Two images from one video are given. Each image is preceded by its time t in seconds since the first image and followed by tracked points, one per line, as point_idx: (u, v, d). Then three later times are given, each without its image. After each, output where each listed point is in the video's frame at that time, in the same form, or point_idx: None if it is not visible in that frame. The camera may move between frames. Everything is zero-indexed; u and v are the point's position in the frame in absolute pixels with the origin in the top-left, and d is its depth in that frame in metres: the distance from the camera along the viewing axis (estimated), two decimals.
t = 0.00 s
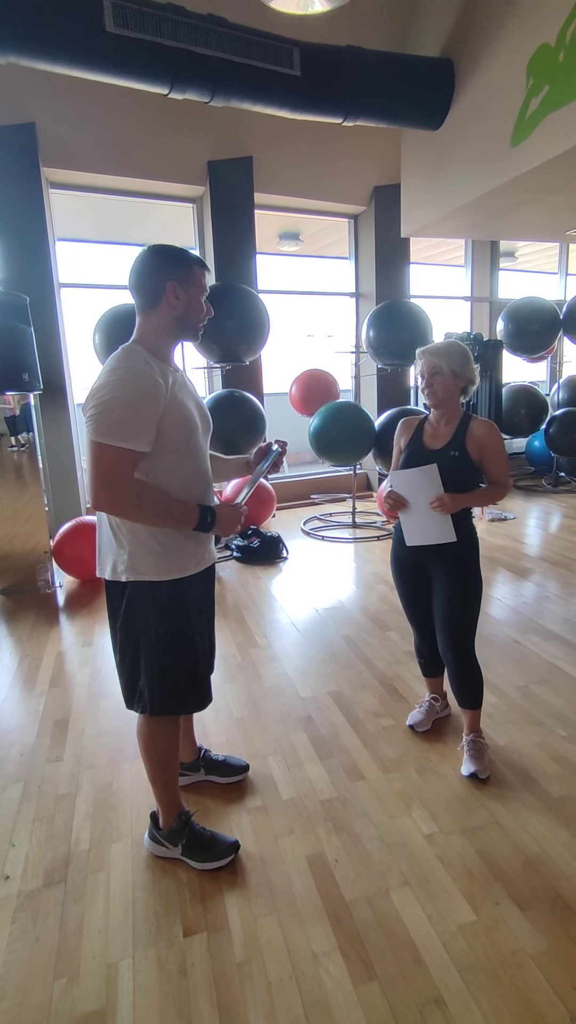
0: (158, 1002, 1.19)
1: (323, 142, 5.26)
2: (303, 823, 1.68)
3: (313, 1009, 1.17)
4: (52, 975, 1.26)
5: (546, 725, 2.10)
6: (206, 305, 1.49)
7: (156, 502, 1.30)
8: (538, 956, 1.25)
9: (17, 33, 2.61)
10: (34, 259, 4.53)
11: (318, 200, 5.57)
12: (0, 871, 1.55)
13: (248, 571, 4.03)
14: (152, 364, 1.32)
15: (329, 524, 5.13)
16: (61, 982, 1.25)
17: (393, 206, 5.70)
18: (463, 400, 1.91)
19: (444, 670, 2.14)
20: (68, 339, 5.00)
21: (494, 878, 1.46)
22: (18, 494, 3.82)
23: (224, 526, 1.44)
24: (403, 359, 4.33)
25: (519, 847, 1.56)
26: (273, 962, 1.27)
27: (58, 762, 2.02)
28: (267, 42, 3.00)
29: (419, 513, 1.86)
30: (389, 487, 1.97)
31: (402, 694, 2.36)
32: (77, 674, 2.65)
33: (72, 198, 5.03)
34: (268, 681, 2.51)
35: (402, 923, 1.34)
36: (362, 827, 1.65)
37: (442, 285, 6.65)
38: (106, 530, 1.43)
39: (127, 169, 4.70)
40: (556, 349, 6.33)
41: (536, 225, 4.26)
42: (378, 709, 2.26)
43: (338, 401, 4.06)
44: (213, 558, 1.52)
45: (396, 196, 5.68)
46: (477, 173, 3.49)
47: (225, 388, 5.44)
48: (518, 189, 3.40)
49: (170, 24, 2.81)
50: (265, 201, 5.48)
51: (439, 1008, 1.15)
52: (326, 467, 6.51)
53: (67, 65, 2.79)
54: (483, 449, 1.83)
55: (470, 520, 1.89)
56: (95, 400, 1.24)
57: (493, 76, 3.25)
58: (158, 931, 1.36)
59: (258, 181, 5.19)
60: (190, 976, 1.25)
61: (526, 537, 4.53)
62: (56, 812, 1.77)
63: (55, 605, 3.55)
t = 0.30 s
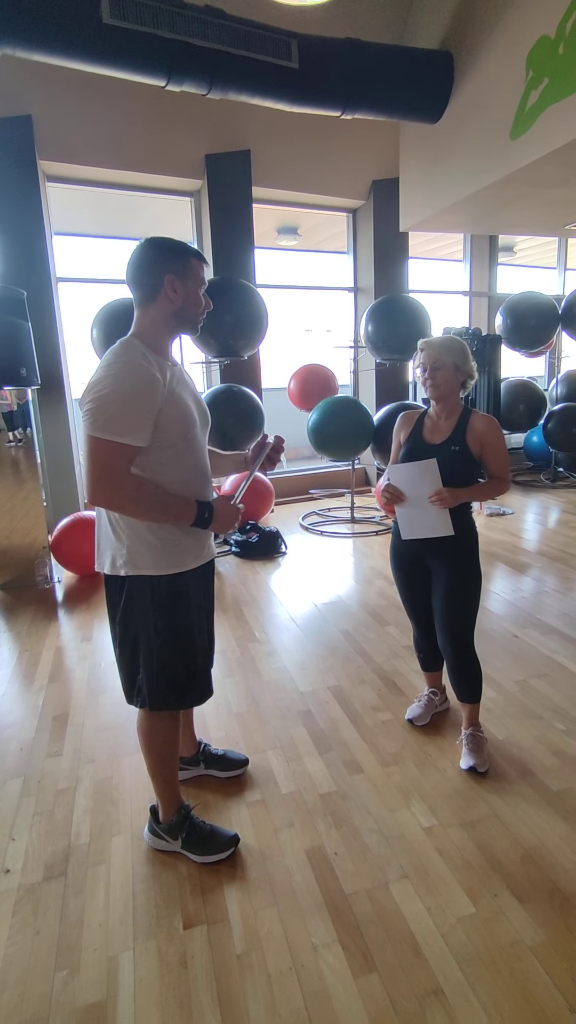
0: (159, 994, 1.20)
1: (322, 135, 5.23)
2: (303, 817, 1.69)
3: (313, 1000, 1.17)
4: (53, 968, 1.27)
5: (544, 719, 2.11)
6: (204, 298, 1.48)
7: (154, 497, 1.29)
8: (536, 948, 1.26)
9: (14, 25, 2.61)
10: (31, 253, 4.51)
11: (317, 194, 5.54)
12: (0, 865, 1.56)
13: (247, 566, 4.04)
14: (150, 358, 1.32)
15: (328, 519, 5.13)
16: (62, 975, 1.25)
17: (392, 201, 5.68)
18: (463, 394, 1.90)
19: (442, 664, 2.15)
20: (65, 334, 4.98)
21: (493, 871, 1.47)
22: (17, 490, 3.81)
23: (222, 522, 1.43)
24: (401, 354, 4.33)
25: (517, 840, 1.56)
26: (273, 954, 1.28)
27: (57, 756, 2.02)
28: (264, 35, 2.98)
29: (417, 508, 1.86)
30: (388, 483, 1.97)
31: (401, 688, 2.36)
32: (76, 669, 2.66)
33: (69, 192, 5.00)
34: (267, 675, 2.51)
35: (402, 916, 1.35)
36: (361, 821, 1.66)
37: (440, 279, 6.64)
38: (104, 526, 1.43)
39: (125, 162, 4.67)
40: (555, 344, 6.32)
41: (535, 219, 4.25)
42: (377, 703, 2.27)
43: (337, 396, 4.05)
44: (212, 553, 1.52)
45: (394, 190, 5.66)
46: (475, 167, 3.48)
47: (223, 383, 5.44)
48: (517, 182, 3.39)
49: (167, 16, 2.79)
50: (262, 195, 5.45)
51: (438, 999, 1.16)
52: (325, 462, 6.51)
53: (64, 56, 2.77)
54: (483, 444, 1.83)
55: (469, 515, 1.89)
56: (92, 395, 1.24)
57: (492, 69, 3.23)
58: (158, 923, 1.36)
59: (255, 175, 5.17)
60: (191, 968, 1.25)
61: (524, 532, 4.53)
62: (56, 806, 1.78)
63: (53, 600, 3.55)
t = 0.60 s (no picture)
0: (159, 985, 1.20)
1: (319, 127, 5.20)
2: (302, 809, 1.69)
3: (313, 991, 1.18)
4: (54, 960, 1.27)
5: (542, 711, 2.12)
6: (199, 289, 1.47)
7: (150, 491, 1.29)
8: (535, 938, 1.27)
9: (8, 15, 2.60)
10: (27, 246, 4.48)
11: (314, 186, 5.51)
12: (0, 858, 1.56)
13: (245, 560, 4.04)
14: (144, 351, 1.31)
15: (326, 513, 5.13)
16: (62, 966, 1.26)
17: (390, 193, 5.66)
18: (463, 387, 1.90)
19: (441, 657, 2.15)
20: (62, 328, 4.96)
21: (491, 862, 1.48)
22: (14, 484, 3.80)
23: (218, 517, 1.42)
24: (399, 347, 4.31)
25: (516, 831, 1.57)
26: (273, 945, 1.28)
27: (56, 750, 2.03)
28: (261, 24, 2.94)
29: (417, 501, 1.86)
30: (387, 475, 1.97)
31: (399, 681, 2.37)
32: (74, 663, 2.66)
33: (65, 184, 4.96)
34: (265, 669, 2.52)
35: (401, 907, 1.36)
36: (360, 813, 1.66)
37: (439, 272, 6.62)
38: (104, 521, 1.43)
39: (121, 154, 4.64)
40: (553, 337, 6.31)
41: (534, 211, 4.24)
42: (375, 696, 2.27)
43: (334, 390, 4.04)
44: (211, 546, 1.52)
45: (392, 182, 5.63)
46: (474, 158, 3.46)
47: (220, 377, 5.42)
48: (515, 174, 3.37)
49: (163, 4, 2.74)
50: (260, 187, 5.42)
51: (437, 989, 1.17)
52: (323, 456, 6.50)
53: (59, 46, 2.75)
54: (481, 437, 1.83)
55: (468, 508, 1.89)
56: (85, 390, 1.23)
57: (491, 60, 3.20)
58: (158, 915, 1.37)
59: (253, 167, 5.13)
60: (191, 959, 1.26)
61: (522, 525, 4.54)
62: (56, 799, 1.78)
63: (52, 594, 3.55)
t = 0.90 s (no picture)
0: (159, 977, 1.21)
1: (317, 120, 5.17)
2: (301, 802, 1.70)
3: (313, 982, 1.18)
4: (55, 952, 1.28)
5: (540, 704, 2.12)
6: (194, 282, 1.46)
7: (146, 486, 1.28)
8: (533, 928, 1.28)
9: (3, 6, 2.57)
10: (23, 240, 4.45)
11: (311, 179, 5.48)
12: (0, 852, 1.56)
13: (243, 555, 4.03)
14: (139, 346, 1.30)
15: (324, 508, 5.12)
16: (63, 959, 1.26)
17: (387, 186, 5.64)
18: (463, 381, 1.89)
19: (439, 650, 2.16)
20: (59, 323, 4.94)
21: (489, 853, 1.48)
22: (12, 480, 3.80)
23: (216, 512, 1.42)
24: (397, 341, 4.30)
25: (514, 823, 1.58)
26: (273, 937, 1.29)
27: (56, 745, 2.03)
28: (259, 15, 2.90)
29: (415, 496, 1.86)
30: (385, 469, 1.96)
31: (398, 675, 2.37)
32: (73, 658, 2.66)
33: (61, 178, 4.93)
34: (264, 663, 2.52)
35: (400, 899, 1.36)
36: (359, 806, 1.67)
37: (437, 266, 6.60)
38: (100, 516, 1.42)
39: (117, 147, 4.61)
40: (551, 332, 6.30)
41: (532, 204, 4.22)
42: (374, 689, 2.28)
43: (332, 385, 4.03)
44: (208, 539, 1.51)
45: (390, 176, 5.61)
46: (472, 150, 3.44)
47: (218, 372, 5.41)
48: (513, 167, 3.36)
49: None
50: (257, 181, 5.39)
51: (435, 979, 1.17)
52: (321, 451, 6.50)
53: (54, 38, 2.73)
54: (480, 431, 1.82)
55: (466, 502, 1.88)
56: (80, 386, 1.23)
57: (489, 51, 3.18)
58: (158, 908, 1.38)
59: (250, 160, 5.10)
60: (190, 951, 1.26)
61: (521, 519, 4.54)
62: (55, 794, 1.78)
63: (50, 590, 3.54)
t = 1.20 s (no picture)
0: (159, 973, 1.21)
1: (316, 116, 5.15)
2: (300, 799, 1.70)
3: (312, 977, 1.19)
4: (55, 949, 1.28)
5: (539, 701, 2.12)
6: (190, 279, 1.46)
7: (143, 484, 1.28)
8: (532, 924, 1.28)
9: None
10: (21, 237, 4.43)
11: (310, 176, 5.46)
12: None
13: (243, 553, 4.03)
14: (135, 343, 1.30)
15: (324, 505, 5.12)
16: (63, 955, 1.27)
17: (386, 182, 5.62)
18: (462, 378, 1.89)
19: (439, 648, 2.16)
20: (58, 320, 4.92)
21: (489, 850, 1.49)
22: (11, 478, 3.79)
23: (215, 511, 1.41)
24: (397, 339, 4.29)
25: (513, 820, 1.58)
26: (272, 933, 1.29)
27: (55, 742, 2.03)
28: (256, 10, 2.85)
29: (415, 493, 1.86)
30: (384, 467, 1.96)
31: (398, 672, 2.38)
32: (73, 656, 2.66)
33: (59, 174, 4.91)
34: (264, 661, 2.52)
35: (399, 896, 1.36)
36: (358, 803, 1.67)
37: (436, 263, 6.59)
38: (97, 514, 1.42)
39: (115, 143, 4.59)
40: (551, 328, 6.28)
41: (532, 201, 4.21)
42: (374, 687, 2.28)
43: (331, 383, 4.03)
44: (204, 537, 1.51)
45: (389, 173, 5.59)
46: (472, 144, 3.42)
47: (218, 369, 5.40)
48: (513, 162, 3.34)
49: None
50: (256, 177, 5.37)
51: (434, 975, 1.18)
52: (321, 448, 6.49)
53: (50, 34, 2.72)
54: (480, 427, 1.82)
55: (466, 499, 1.88)
56: (77, 383, 1.22)
57: (488, 46, 3.16)
58: (157, 905, 1.38)
59: (249, 156, 5.08)
60: (190, 947, 1.27)
61: (521, 516, 4.54)
62: (55, 791, 1.78)
63: (50, 588, 3.54)
